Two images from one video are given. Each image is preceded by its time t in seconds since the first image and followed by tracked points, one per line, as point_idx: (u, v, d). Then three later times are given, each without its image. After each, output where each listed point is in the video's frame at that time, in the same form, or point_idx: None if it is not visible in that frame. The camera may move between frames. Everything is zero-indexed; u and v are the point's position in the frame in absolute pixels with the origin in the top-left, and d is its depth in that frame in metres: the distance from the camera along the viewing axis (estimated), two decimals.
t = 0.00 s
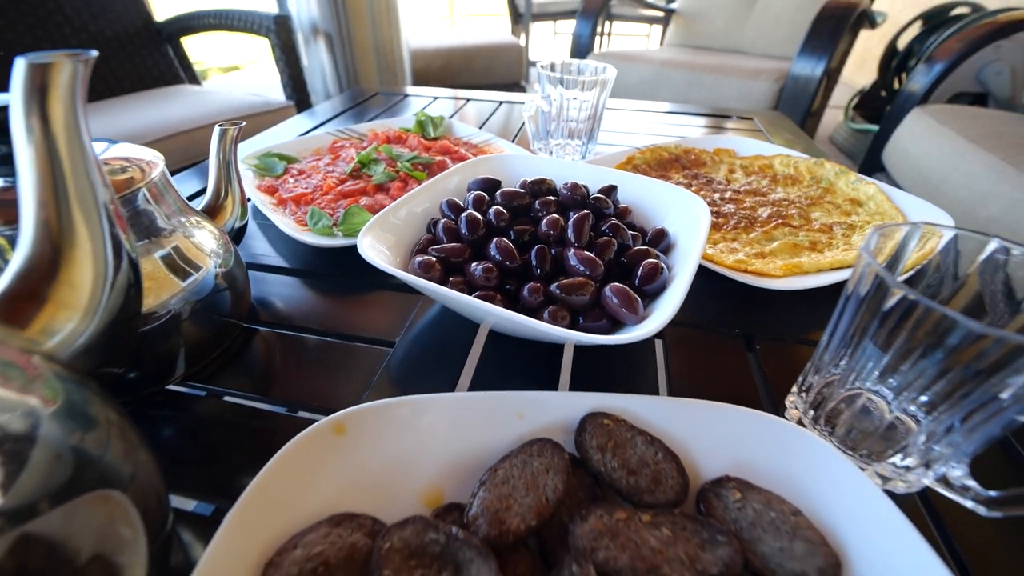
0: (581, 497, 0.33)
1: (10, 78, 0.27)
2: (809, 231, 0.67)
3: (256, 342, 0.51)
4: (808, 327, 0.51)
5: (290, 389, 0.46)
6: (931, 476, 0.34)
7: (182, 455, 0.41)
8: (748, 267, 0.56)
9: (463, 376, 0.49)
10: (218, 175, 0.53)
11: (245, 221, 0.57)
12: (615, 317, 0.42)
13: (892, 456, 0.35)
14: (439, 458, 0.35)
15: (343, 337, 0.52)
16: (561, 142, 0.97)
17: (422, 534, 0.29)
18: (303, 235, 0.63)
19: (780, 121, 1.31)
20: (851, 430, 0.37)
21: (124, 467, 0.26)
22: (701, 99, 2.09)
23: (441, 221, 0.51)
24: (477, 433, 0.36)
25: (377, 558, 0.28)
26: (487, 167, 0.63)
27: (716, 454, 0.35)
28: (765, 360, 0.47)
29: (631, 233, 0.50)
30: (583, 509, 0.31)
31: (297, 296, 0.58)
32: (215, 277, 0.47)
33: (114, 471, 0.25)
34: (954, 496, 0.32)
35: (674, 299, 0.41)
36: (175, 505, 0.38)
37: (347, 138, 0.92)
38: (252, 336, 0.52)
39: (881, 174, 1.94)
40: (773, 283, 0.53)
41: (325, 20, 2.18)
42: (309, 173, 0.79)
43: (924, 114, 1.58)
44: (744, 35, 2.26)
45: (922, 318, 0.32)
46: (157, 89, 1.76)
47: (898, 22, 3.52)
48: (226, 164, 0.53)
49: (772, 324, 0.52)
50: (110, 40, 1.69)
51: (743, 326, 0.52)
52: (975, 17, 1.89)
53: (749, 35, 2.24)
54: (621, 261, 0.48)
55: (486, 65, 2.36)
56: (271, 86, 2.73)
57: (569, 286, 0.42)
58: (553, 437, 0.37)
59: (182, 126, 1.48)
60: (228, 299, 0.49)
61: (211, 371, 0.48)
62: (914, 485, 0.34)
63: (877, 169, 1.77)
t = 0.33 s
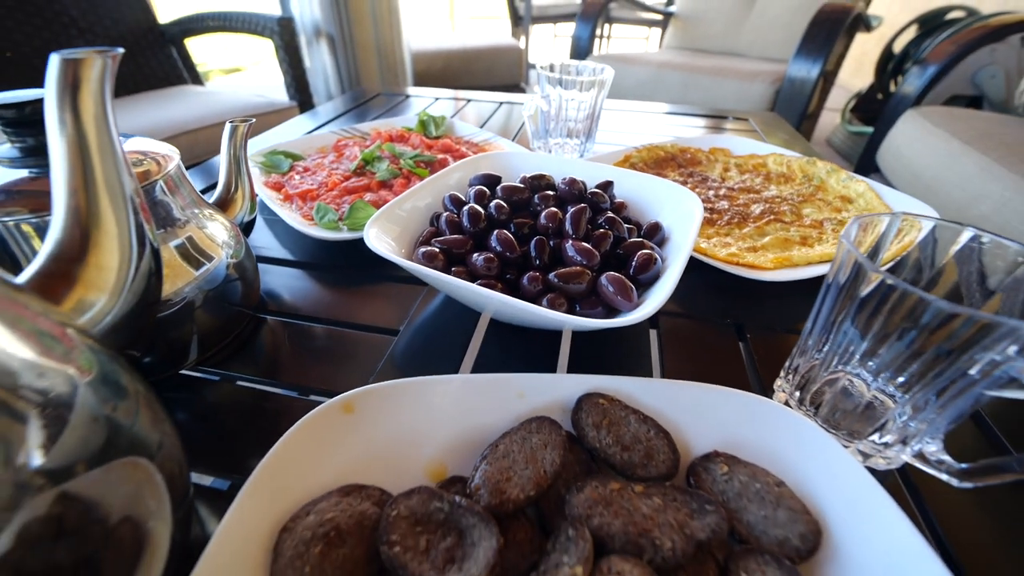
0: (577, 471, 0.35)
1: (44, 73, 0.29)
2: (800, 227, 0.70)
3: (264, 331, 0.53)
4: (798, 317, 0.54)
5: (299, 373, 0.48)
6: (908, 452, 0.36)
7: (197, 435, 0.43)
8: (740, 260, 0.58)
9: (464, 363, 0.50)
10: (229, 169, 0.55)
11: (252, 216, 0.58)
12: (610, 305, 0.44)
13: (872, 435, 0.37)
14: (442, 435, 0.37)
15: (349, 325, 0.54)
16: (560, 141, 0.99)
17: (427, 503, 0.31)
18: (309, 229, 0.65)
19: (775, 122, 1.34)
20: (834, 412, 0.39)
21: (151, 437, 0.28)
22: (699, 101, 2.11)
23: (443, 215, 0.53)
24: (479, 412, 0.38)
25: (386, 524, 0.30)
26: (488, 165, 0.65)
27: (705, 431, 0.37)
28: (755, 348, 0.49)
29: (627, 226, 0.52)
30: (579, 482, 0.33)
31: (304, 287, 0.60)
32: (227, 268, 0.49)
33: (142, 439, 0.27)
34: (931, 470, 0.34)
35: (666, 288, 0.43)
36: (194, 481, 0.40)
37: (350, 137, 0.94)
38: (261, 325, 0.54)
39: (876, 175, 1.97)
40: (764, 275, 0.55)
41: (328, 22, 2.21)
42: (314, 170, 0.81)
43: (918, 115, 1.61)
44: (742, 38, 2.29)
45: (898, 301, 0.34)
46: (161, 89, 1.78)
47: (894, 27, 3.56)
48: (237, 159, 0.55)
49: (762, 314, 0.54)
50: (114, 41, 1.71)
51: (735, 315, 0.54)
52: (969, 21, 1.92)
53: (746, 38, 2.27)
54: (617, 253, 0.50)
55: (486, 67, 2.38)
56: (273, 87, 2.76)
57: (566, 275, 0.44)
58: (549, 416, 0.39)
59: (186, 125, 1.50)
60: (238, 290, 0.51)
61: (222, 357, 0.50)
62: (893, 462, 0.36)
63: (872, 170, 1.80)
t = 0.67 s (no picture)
0: (577, 447, 0.37)
1: (79, 70, 0.31)
2: (794, 221, 0.71)
3: (276, 320, 0.55)
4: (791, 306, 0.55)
5: (310, 360, 0.50)
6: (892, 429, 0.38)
7: (215, 418, 0.44)
8: (736, 252, 0.60)
9: (469, 350, 0.52)
10: (242, 164, 0.57)
11: (263, 211, 0.60)
12: (608, 293, 0.46)
13: (857, 414, 0.39)
14: (448, 414, 0.39)
15: (358, 315, 0.56)
16: (560, 138, 1.01)
17: (436, 475, 0.33)
18: (318, 223, 0.67)
19: (773, 120, 1.36)
20: (821, 395, 0.41)
21: (180, 410, 0.29)
22: (698, 101, 2.13)
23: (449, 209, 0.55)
24: (484, 393, 0.40)
25: (397, 493, 0.32)
26: (491, 161, 0.67)
27: (699, 410, 0.39)
28: (749, 335, 0.51)
29: (625, 219, 0.54)
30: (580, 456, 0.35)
31: (313, 279, 0.62)
32: (241, 259, 0.51)
33: (172, 413, 0.29)
34: (913, 446, 0.36)
35: (662, 276, 0.45)
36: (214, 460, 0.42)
37: (355, 135, 0.96)
38: (272, 315, 0.56)
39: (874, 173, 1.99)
40: (758, 266, 0.57)
41: (331, 23, 2.23)
42: (321, 167, 0.84)
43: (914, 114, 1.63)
44: (741, 38, 2.31)
45: (881, 284, 0.36)
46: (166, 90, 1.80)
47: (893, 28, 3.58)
48: (249, 154, 0.57)
49: (757, 304, 0.56)
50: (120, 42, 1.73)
51: (730, 305, 0.56)
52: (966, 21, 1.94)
53: (744, 38, 2.29)
54: (615, 244, 0.51)
55: (487, 68, 2.41)
56: (277, 88, 2.79)
57: (566, 264, 0.46)
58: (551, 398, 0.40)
59: (191, 125, 1.52)
60: (251, 280, 0.53)
61: (236, 345, 0.52)
62: (878, 440, 0.37)
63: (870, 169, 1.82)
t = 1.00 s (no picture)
0: (575, 429, 0.39)
1: (108, 69, 0.33)
2: (787, 219, 0.74)
3: (283, 313, 0.57)
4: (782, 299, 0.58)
5: (317, 348, 0.52)
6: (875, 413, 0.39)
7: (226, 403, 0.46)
8: (729, 248, 0.62)
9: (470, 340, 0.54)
10: (252, 161, 0.59)
11: (271, 207, 0.62)
12: (606, 285, 0.48)
13: (843, 400, 0.41)
14: (451, 399, 0.41)
15: (363, 306, 0.58)
16: (560, 139, 1.03)
17: (441, 453, 0.35)
18: (324, 219, 0.69)
19: (770, 122, 1.38)
20: (808, 383, 0.43)
21: (200, 389, 0.31)
22: (696, 103, 2.16)
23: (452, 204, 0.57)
24: (486, 378, 0.42)
25: (405, 469, 0.34)
26: (493, 160, 0.69)
27: (692, 395, 0.41)
28: (741, 327, 0.53)
29: (623, 215, 0.56)
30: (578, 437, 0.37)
31: (319, 273, 0.63)
32: (251, 252, 0.53)
33: (194, 391, 0.30)
34: (895, 428, 0.37)
35: (657, 270, 0.47)
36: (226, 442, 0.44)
37: (359, 134, 0.98)
38: (280, 307, 0.58)
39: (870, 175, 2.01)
40: (751, 261, 0.60)
41: (333, 25, 2.25)
42: (326, 166, 0.85)
43: (910, 117, 1.65)
44: (739, 42, 2.33)
45: (864, 275, 0.38)
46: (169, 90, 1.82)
47: (892, 33, 3.61)
48: (259, 150, 0.59)
49: (749, 298, 0.58)
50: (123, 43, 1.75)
51: (723, 298, 0.58)
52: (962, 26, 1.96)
53: (743, 42, 2.31)
54: (613, 239, 0.53)
55: (488, 70, 2.43)
56: (278, 89, 2.81)
57: (565, 257, 0.48)
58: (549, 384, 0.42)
59: (195, 125, 1.54)
60: (260, 273, 0.54)
61: (246, 335, 0.54)
62: (863, 424, 0.39)
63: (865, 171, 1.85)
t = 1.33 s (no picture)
0: (571, 411, 0.41)
1: (127, 69, 0.34)
2: (777, 214, 0.76)
3: (288, 306, 0.59)
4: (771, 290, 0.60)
5: (322, 339, 0.54)
6: (858, 395, 0.41)
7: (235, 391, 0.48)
8: (721, 242, 0.64)
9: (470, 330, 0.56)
10: (257, 159, 0.61)
11: (276, 204, 0.64)
12: (600, 275, 0.50)
13: (827, 383, 0.43)
14: (453, 383, 0.43)
15: (366, 299, 0.60)
16: (556, 139, 1.05)
17: (444, 432, 0.37)
18: (328, 216, 0.71)
19: (763, 122, 1.40)
20: (793, 367, 0.45)
21: (216, 371, 0.33)
22: (691, 104, 2.18)
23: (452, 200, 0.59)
24: (486, 364, 0.43)
25: (409, 447, 0.35)
26: (492, 157, 0.71)
27: (682, 379, 0.43)
28: (731, 316, 0.55)
29: (617, 209, 0.58)
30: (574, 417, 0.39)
31: (322, 268, 0.65)
32: (258, 247, 0.54)
33: (211, 373, 0.32)
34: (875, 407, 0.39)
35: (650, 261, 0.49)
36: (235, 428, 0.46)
37: (360, 134, 1.00)
38: (285, 301, 0.59)
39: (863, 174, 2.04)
40: (741, 253, 0.62)
41: (332, 27, 2.27)
42: (328, 165, 0.87)
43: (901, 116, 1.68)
44: (734, 43, 2.36)
45: (845, 263, 0.40)
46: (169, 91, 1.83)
47: (885, 34, 3.65)
48: (264, 149, 0.61)
49: (740, 289, 0.60)
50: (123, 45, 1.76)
51: (715, 290, 0.60)
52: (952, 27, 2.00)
53: (738, 43, 2.34)
54: (608, 232, 0.55)
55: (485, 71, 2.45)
56: (277, 91, 2.82)
57: (561, 249, 0.50)
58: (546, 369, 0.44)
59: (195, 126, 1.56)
60: (267, 267, 0.56)
61: (252, 327, 0.55)
62: (846, 405, 0.41)
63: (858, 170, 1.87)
